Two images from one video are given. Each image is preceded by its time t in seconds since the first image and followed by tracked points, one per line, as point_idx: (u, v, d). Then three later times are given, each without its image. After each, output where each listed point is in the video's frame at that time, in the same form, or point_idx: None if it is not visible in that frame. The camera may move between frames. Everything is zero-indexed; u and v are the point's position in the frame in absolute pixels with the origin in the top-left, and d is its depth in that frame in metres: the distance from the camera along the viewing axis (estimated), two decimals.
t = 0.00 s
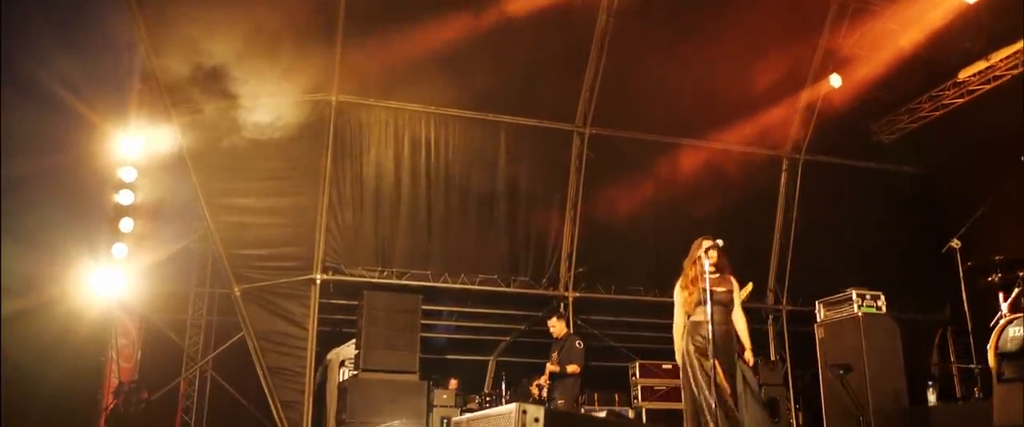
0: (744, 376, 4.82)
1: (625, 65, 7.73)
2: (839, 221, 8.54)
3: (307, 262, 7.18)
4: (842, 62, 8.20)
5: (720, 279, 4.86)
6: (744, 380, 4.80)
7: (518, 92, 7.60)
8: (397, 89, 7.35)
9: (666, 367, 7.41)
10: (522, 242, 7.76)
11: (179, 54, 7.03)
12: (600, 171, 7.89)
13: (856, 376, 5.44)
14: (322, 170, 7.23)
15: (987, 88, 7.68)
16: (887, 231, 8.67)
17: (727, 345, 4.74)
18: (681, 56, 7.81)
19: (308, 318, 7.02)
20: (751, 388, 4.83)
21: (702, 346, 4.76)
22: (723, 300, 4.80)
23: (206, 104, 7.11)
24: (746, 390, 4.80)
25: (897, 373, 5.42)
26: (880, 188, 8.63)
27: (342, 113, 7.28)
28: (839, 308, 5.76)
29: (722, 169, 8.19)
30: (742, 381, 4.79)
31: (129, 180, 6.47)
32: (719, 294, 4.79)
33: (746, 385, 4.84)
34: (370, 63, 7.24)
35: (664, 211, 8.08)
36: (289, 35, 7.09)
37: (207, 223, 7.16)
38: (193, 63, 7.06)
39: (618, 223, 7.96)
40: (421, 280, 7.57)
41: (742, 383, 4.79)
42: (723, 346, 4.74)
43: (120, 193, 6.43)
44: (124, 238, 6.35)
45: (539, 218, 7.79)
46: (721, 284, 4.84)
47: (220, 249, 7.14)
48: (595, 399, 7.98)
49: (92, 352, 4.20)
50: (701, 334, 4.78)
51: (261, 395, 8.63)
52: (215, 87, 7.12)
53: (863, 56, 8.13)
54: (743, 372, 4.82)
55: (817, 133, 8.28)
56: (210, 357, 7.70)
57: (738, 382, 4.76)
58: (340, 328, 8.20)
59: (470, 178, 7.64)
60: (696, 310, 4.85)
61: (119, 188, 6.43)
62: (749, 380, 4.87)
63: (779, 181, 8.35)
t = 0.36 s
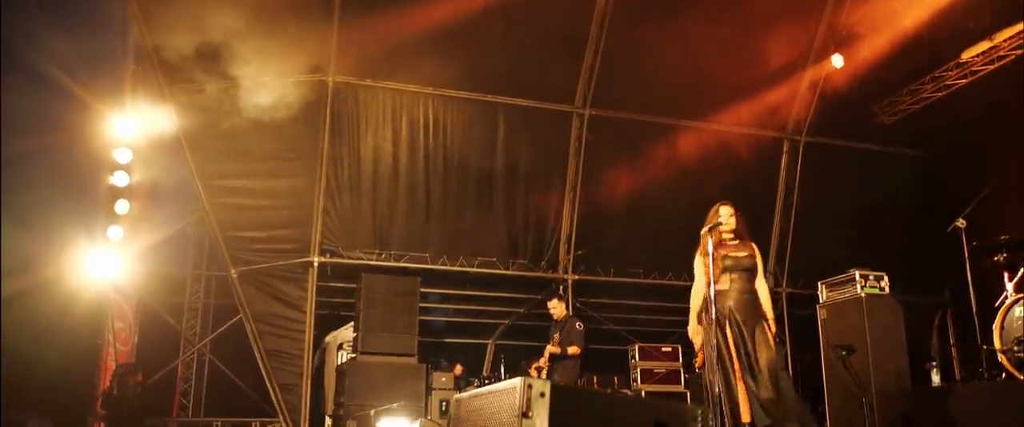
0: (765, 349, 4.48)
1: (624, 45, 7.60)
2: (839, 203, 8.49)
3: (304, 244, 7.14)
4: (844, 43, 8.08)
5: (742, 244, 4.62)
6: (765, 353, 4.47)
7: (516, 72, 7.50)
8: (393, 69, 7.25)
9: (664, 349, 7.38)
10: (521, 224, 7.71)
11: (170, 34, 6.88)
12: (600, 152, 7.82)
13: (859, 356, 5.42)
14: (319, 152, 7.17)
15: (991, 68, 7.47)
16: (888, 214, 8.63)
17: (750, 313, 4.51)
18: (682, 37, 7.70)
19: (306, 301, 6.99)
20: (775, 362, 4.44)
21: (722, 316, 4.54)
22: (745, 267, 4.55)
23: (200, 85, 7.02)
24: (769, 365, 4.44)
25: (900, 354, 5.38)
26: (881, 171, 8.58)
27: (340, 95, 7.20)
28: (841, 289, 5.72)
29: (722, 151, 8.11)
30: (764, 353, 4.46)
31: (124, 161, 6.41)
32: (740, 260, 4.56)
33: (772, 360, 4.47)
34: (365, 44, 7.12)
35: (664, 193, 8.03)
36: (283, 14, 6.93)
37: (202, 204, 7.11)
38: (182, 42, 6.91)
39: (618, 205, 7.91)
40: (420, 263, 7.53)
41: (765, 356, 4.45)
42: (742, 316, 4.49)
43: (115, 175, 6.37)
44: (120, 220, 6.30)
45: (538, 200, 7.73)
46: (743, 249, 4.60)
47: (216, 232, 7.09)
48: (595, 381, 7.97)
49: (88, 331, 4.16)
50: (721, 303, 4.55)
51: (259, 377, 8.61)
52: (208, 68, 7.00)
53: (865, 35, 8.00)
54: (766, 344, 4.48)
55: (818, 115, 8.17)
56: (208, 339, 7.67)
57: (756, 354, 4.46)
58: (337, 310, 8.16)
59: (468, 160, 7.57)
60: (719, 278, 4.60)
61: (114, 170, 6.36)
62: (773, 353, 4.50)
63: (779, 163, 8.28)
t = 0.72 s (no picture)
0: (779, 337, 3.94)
1: (621, 25, 7.52)
2: (836, 187, 8.42)
3: (297, 226, 7.05)
4: (843, 24, 8.01)
5: (755, 217, 4.10)
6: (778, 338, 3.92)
7: (512, 52, 7.42)
8: (387, 49, 7.17)
9: (659, 333, 7.34)
10: (516, 206, 7.63)
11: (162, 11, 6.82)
12: (595, 134, 7.75)
13: (856, 339, 5.37)
14: (311, 132, 7.07)
15: (990, 50, 7.30)
16: (885, 197, 8.57)
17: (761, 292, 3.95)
18: (679, 17, 7.63)
19: (299, 282, 6.91)
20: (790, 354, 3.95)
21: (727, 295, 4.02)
22: (756, 241, 4.03)
23: (189, 64, 6.91)
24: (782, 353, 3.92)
25: (895, 336, 5.37)
26: (878, 154, 8.53)
27: (332, 75, 7.10)
28: (838, 271, 5.68)
29: (719, 133, 8.05)
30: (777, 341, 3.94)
31: (113, 140, 6.18)
32: (750, 233, 4.04)
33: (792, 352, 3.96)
34: (359, 22, 7.03)
35: (659, 176, 7.96)
36: None
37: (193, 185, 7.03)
38: (175, 19, 6.86)
39: (613, 188, 7.83)
40: (413, 245, 7.43)
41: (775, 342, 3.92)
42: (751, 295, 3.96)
43: (103, 154, 6.14)
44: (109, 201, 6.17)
45: (533, 183, 7.66)
46: (756, 222, 4.07)
47: (208, 213, 7.01)
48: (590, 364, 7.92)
49: (72, 312, 4.08)
50: (727, 280, 4.03)
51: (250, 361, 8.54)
52: (200, 46, 6.91)
53: (863, 17, 7.94)
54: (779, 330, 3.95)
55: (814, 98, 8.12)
56: (200, 321, 7.58)
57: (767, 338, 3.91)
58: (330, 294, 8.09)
59: (462, 141, 7.48)
60: (726, 257, 4.08)
61: (103, 149, 6.13)
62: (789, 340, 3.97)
63: (776, 145, 8.21)
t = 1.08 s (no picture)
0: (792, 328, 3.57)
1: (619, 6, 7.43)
2: (837, 170, 8.33)
3: (292, 210, 6.96)
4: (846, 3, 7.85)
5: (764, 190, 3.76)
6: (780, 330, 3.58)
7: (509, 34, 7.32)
8: (383, 30, 7.08)
9: (657, 318, 7.28)
10: (514, 190, 7.54)
11: None
12: (593, 117, 7.66)
13: (857, 323, 5.30)
14: (306, 115, 6.98)
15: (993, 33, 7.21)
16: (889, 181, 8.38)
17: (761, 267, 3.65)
18: None
19: (295, 266, 6.84)
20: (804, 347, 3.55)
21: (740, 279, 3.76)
22: (762, 214, 3.70)
23: (187, 46, 6.86)
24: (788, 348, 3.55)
25: (896, 320, 5.31)
26: (880, 137, 8.40)
27: (328, 56, 7.01)
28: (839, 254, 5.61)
29: (718, 116, 7.97)
30: (787, 333, 3.56)
31: (105, 123, 6.05)
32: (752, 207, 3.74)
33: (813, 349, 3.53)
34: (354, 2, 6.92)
35: (658, 159, 7.88)
36: None
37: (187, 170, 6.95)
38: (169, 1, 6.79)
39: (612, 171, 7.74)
40: (409, 230, 7.26)
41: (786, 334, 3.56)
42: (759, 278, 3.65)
43: (96, 138, 6.04)
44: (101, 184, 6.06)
45: (531, 167, 7.58)
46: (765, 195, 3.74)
47: (202, 197, 6.93)
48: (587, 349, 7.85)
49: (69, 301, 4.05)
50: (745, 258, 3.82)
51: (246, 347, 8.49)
52: (194, 28, 6.84)
53: None
54: (792, 319, 3.56)
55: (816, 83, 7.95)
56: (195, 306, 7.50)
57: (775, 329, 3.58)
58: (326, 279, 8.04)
59: (459, 124, 7.40)
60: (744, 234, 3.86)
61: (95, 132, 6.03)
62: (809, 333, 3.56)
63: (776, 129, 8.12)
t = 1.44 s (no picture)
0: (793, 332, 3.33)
1: None
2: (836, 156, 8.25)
3: (285, 194, 6.87)
4: None
5: (766, 170, 3.51)
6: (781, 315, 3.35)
7: (504, 15, 7.21)
8: (375, 10, 6.96)
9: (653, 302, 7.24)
10: (510, 174, 7.46)
11: None
12: (589, 100, 7.58)
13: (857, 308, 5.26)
14: (299, 97, 6.88)
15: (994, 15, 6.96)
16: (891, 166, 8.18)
17: (763, 252, 3.43)
18: None
19: (288, 249, 6.75)
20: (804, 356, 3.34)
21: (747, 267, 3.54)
22: (764, 197, 3.46)
23: (178, 26, 6.76)
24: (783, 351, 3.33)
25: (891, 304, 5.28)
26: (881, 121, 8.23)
27: (322, 37, 6.93)
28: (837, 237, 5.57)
29: (715, 99, 7.91)
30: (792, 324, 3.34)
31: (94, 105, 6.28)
32: (753, 188, 3.51)
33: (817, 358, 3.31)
34: None
35: (654, 143, 7.81)
36: None
37: (178, 151, 6.87)
38: None
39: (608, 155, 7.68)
40: (404, 213, 7.21)
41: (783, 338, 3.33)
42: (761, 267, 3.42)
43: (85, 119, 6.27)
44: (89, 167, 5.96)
45: (526, 150, 7.51)
46: (768, 175, 3.49)
47: (193, 179, 6.86)
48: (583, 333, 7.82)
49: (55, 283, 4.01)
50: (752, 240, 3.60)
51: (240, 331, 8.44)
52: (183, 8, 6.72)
53: None
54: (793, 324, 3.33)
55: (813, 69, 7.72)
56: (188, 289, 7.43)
57: (772, 331, 3.37)
58: (320, 263, 7.99)
59: (453, 107, 7.32)
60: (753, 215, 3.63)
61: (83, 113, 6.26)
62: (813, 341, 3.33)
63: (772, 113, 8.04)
